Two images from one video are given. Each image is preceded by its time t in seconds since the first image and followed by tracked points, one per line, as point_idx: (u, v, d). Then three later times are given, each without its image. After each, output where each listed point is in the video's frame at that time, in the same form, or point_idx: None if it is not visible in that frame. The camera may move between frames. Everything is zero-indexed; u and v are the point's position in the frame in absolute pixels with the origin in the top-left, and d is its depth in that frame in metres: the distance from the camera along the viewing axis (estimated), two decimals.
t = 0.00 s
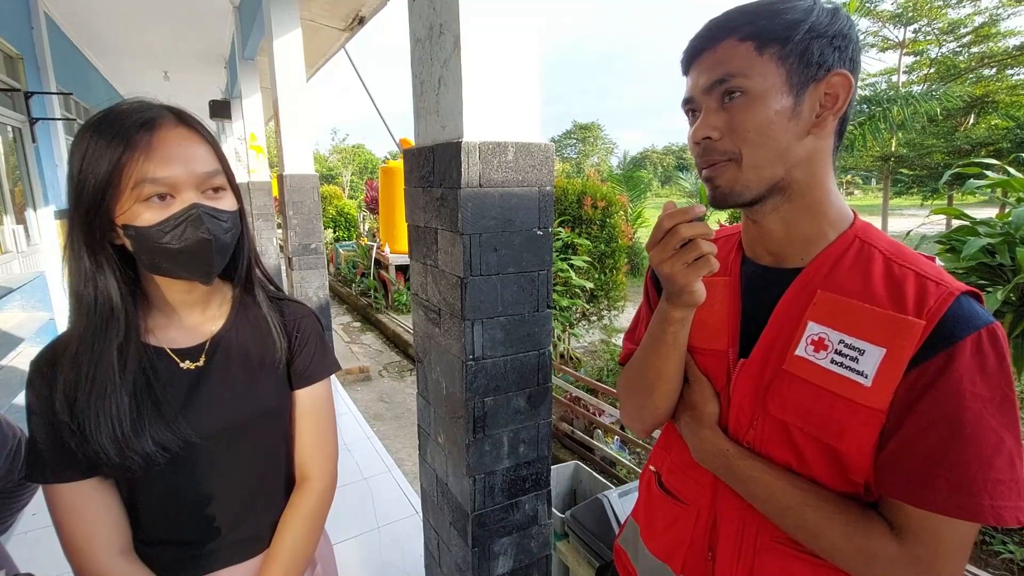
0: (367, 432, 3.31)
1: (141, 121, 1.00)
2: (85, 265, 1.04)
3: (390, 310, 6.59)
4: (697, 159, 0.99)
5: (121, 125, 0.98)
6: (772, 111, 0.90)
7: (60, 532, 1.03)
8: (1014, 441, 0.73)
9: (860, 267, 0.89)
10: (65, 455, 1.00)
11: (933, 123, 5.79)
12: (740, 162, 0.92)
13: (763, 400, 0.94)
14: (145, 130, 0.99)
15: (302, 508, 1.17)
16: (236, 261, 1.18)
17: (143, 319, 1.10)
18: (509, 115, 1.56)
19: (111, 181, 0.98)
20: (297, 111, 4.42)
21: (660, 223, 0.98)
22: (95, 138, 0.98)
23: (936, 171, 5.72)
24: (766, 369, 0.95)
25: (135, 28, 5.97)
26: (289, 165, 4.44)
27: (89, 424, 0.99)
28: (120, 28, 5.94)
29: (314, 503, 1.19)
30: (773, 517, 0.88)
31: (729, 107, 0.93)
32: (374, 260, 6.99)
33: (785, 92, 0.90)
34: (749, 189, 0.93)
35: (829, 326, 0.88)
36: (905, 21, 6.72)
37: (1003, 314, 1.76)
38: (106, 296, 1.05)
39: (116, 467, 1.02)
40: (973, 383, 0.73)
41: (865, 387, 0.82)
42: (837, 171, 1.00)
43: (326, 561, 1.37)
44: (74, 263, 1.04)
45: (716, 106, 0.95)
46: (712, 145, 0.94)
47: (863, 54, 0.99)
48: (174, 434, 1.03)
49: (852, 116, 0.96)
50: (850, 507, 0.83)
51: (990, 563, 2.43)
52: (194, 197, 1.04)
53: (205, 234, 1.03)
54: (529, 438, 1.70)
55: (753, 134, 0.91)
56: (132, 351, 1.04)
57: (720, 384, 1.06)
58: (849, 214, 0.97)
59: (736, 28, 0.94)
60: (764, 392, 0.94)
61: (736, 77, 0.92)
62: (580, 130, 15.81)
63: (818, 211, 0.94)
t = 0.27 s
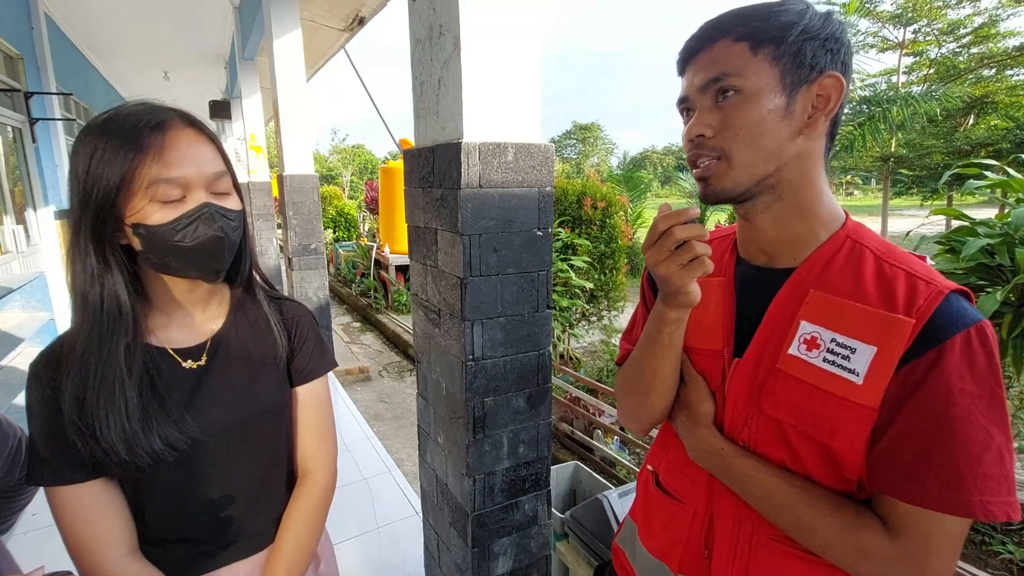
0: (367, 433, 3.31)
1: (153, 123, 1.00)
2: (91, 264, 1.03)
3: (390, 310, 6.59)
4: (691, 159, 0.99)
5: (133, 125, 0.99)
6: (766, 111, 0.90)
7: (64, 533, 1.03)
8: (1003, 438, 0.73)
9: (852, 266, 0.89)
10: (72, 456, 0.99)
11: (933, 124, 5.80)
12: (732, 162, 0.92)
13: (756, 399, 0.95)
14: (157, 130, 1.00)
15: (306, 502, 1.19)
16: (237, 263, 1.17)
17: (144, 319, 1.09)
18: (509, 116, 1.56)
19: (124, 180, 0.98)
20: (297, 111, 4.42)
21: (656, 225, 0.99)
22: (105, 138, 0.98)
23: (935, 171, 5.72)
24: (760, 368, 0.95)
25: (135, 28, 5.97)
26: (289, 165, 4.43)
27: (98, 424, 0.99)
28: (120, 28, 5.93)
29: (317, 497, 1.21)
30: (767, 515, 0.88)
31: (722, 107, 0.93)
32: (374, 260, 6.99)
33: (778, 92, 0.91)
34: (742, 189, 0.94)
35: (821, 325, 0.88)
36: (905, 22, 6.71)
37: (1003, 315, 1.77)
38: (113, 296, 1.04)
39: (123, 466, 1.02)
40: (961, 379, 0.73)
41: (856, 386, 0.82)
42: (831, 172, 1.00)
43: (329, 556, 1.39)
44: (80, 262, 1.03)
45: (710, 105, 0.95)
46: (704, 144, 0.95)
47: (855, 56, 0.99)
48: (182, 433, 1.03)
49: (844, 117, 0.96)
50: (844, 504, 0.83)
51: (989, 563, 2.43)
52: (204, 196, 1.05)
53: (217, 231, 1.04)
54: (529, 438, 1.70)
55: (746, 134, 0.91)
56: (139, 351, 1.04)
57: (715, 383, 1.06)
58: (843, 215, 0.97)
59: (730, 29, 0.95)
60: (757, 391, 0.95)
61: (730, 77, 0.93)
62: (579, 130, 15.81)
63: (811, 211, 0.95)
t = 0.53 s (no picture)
0: (366, 433, 3.31)
1: (157, 122, 1.01)
2: (95, 264, 1.01)
3: (390, 310, 6.59)
4: (688, 160, 0.99)
5: (139, 123, 0.99)
6: (760, 112, 0.90)
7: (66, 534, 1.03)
8: (998, 439, 0.73)
9: (849, 267, 0.89)
10: (76, 457, 0.99)
11: (932, 124, 5.80)
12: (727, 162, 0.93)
13: (753, 398, 0.95)
14: (163, 129, 1.00)
15: (305, 497, 1.20)
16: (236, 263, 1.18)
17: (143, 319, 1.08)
18: (508, 116, 1.56)
19: (133, 178, 0.97)
20: (297, 111, 4.42)
21: (653, 225, 0.99)
22: (110, 135, 0.97)
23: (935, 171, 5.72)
24: (757, 368, 0.95)
25: (134, 28, 5.96)
26: (288, 165, 4.43)
27: (102, 423, 0.99)
28: (119, 28, 5.93)
29: (315, 492, 1.22)
30: (762, 514, 0.88)
31: (716, 108, 0.93)
32: (373, 260, 6.99)
33: (773, 93, 0.91)
34: (737, 189, 0.94)
35: (818, 325, 0.88)
36: (904, 23, 6.68)
37: (1001, 315, 1.77)
38: (118, 296, 1.03)
39: (128, 466, 1.02)
40: (956, 381, 0.74)
41: (851, 386, 0.82)
42: (827, 172, 1.00)
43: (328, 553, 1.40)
44: (82, 263, 1.01)
45: (704, 106, 0.95)
46: (700, 144, 0.95)
47: (849, 57, 0.99)
48: (184, 432, 1.03)
49: (838, 117, 0.96)
50: (838, 503, 0.83)
51: (989, 563, 2.43)
52: (209, 194, 1.06)
53: (226, 227, 1.06)
54: (528, 438, 1.70)
55: (741, 135, 0.91)
56: (141, 351, 1.04)
57: (713, 383, 1.06)
58: (839, 215, 0.97)
59: (724, 31, 0.95)
60: (754, 391, 0.95)
61: (724, 78, 0.93)
62: (579, 131, 15.81)
63: (808, 211, 0.95)
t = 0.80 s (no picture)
0: (366, 434, 3.30)
1: (159, 125, 1.01)
2: (96, 267, 1.01)
3: (390, 310, 6.59)
4: (690, 160, 0.99)
5: (140, 126, 0.99)
6: (763, 114, 0.91)
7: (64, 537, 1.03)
8: (997, 442, 0.73)
9: (850, 268, 0.89)
10: (73, 457, 1.00)
11: (931, 124, 5.82)
12: (731, 163, 0.93)
13: (754, 399, 0.95)
14: (165, 132, 1.01)
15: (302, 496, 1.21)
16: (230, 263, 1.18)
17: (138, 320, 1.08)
18: (508, 116, 1.57)
19: (136, 181, 0.98)
20: (297, 112, 4.42)
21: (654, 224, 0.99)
22: (110, 137, 0.97)
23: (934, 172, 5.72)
24: (758, 368, 0.95)
25: (134, 29, 5.97)
26: (288, 166, 4.43)
27: (102, 423, 1.00)
28: (118, 28, 5.92)
29: (313, 490, 1.23)
30: (762, 513, 0.88)
31: (720, 110, 0.94)
32: (372, 261, 6.98)
33: (776, 96, 0.91)
34: (739, 191, 0.94)
35: (819, 327, 0.88)
36: (903, 22, 6.69)
37: (1000, 315, 1.77)
38: (119, 299, 1.03)
39: (127, 464, 1.02)
40: (957, 383, 0.74)
41: (852, 388, 0.82)
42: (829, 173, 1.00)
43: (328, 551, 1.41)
44: (81, 266, 1.00)
45: (708, 107, 0.95)
46: (704, 146, 0.95)
47: (857, 58, 0.99)
48: (183, 432, 1.04)
49: (844, 119, 0.96)
50: (837, 503, 0.84)
51: (988, 563, 2.43)
52: (209, 197, 1.07)
53: (226, 229, 1.07)
54: (528, 439, 1.70)
55: (743, 137, 0.91)
56: (137, 352, 1.04)
57: (713, 383, 1.06)
58: (841, 217, 0.97)
59: (729, 32, 0.95)
60: (754, 392, 0.95)
61: (728, 79, 0.93)
62: (578, 131, 15.83)
63: (810, 213, 0.95)
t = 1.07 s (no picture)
0: (366, 434, 3.31)
1: (156, 126, 1.01)
2: (95, 269, 1.01)
3: (389, 311, 6.59)
4: (694, 171, 0.99)
5: (136, 128, 0.99)
6: (765, 124, 0.91)
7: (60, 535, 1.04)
8: (1004, 444, 0.74)
9: (857, 271, 0.89)
10: (65, 457, 1.00)
11: (930, 125, 5.83)
12: (737, 175, 0.93)
13: (760, 401, 0.95)
14: (162, 133, 1.01)
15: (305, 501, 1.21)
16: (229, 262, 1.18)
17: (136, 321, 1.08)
18: (509, 118, 1.57)
19: (135, 183, 0.98)
20: (297, 112, 4.42)
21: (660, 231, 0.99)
22: (108, 140, 0.97)
23: (933, 172, 5.73)
24: (764, 370, 0.95)
25: (134, 29, 5.97)
26: (288, 167, 4.43)
27: (98, 424, 1.00)
28: (118, 29, 5.92)
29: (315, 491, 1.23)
30: (769, 515, 0.89)
31: (720, 121, 0.94)
32: (372, 261, 6.98)
33: (778, 104, 0.91)
34: (746, 206, 0.95)
35: (825, 329, 0.88)
36: (902, 23, 6.71)
37: (999, 316, 1.77)
38: (118, 303, 1.03)
39: (120, 467, 1.03)
40: (966, 386, 0.74)
41: (860, 391, 0.83)
42: (832, 175, 1.00)
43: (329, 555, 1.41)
44: (80, 268, 1.01)
45: (708, 118, 0.95)
46: (707, 158, 0.95)
47: (855, 59, 0.99)
48: (177, 434, 1.04)
49: (846, 121, 0.96)
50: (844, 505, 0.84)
51: (988, 563, 2.44)
52: (208, 197, 1.07)
53: (226, 229, 1.07)
54: (528, 440, 1.71)
55: (745, 148, 0.91)
56: (134, 353, 1.04)
57: (719, 385, 1.06)
58: (845, 218, 0.98)
59: (726, 40, 0.95)
60: (761, 394, 0.95)
61: (727, 90, 0.93)
62: (578, 132, 15.84)
63: (814, 218, 0.95)
